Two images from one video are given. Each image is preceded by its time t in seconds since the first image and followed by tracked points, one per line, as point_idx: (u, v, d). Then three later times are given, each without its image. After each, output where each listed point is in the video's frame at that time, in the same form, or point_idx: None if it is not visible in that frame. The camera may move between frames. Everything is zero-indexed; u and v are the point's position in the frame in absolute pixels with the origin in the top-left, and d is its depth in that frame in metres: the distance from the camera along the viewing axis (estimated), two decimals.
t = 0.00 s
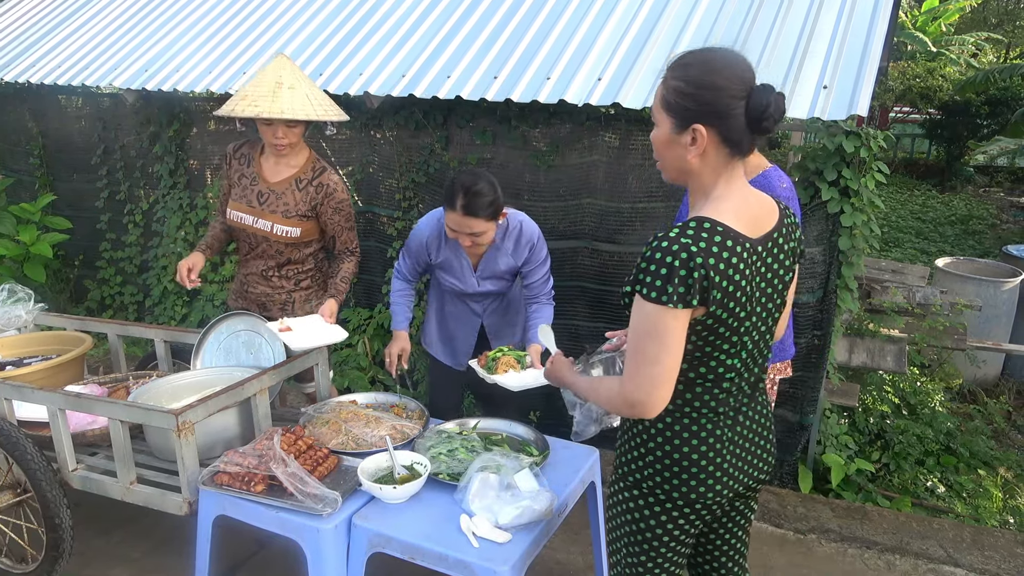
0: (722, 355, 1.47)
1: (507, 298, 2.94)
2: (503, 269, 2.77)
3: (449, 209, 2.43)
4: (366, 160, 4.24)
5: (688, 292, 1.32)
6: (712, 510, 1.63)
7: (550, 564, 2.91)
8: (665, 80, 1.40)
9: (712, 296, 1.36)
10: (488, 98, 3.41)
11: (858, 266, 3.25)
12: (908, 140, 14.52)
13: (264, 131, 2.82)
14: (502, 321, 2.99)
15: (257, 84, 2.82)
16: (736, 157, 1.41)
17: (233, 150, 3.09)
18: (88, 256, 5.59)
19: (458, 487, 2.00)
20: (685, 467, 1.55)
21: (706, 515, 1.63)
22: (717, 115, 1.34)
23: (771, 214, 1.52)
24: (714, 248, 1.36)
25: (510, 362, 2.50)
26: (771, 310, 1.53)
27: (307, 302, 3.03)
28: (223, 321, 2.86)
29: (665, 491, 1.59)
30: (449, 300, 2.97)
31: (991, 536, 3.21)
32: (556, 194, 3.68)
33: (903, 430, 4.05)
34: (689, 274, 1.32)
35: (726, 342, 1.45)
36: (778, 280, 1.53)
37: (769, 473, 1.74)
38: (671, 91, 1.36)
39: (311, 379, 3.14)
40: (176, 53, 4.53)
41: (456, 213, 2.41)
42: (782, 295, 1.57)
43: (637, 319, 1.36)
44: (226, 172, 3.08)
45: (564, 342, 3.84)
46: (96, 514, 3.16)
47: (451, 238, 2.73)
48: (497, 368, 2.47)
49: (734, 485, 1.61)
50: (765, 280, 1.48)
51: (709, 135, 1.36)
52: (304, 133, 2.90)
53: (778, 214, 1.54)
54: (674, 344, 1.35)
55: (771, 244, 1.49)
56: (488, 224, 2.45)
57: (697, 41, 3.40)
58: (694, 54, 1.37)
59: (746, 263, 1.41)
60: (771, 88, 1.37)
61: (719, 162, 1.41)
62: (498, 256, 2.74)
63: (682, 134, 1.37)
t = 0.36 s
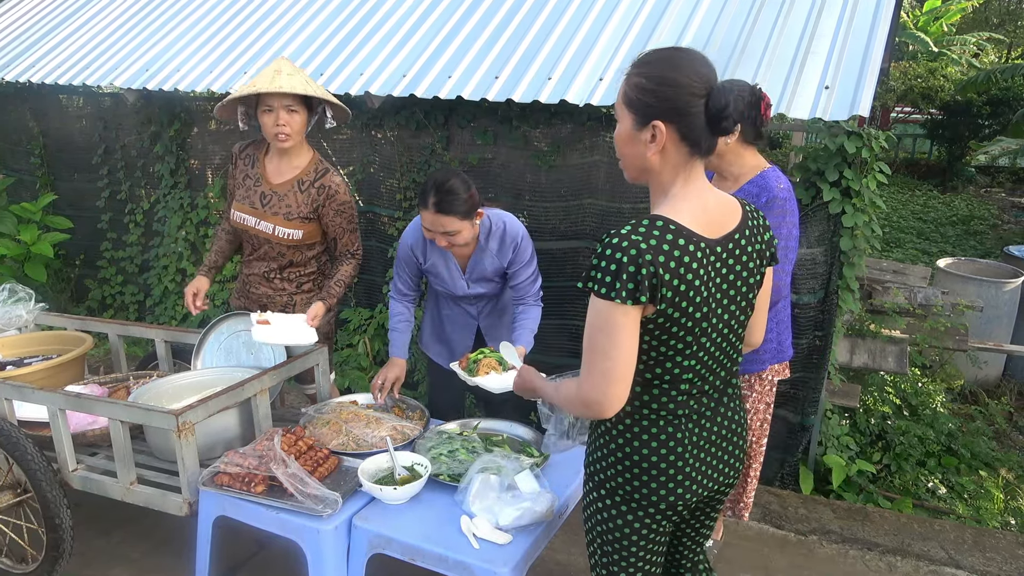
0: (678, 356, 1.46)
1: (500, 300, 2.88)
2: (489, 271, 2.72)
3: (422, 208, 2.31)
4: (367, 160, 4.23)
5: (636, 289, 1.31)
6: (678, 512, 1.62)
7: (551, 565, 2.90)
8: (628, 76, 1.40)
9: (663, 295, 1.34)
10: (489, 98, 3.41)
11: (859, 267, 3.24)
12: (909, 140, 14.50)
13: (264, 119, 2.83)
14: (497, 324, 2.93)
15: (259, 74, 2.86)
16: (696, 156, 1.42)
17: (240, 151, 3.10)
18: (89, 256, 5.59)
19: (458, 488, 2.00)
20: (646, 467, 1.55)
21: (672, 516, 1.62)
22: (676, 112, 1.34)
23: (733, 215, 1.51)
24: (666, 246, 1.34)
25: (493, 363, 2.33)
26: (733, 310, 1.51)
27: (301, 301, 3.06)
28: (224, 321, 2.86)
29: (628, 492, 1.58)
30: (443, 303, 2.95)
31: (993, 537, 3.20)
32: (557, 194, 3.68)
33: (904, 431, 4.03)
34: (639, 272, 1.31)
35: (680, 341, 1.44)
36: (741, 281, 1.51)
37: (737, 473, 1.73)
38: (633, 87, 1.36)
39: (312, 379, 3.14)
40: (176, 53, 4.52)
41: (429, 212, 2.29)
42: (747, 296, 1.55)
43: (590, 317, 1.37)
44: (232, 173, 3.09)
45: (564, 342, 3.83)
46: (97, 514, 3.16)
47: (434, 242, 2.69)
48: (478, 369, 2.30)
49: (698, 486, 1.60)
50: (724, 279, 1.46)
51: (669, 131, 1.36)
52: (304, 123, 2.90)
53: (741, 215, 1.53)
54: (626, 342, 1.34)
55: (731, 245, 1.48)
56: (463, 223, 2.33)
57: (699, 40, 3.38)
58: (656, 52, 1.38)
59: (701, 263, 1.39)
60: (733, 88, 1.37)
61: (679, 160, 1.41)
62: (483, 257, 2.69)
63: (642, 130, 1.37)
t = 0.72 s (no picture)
0: (674, 353, 1.44)
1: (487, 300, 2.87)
2: (481, 273, 2.69)
3: (418, 208, 2.25)
4: (373, 158, 4.22)
5: (627, 284, 1.29)
6: (680, 509, 1.60)
7: (556, 566, 2.89)
8: (621, 72, 1.39)
9: (656, 290, 1.33)
10: (495, 96, 3.39)
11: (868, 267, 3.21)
12: (917, 140, 14.42)
13: (275, 108, 2.80)
14: (484, 323, 2.92)
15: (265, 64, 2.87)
16: (689, 152, 1.40)
17: (234, 148, 3.07)
18: (95, 252, 5.59)
19: (464, 488, 1.99)
20: (647, 465, 1.53)
21: (674, 514, 1.60)
22: (669, 108, 1.32)
23: (727, 210, 1.49)
24: (658, 241, 1.33)
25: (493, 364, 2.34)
26: (730, 305, 1.50)
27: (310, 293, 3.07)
28: (229, 318, 2.85)
29: (629, 490, 1.57)
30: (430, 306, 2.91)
31: (1001, 541, 3.18)
32: (564, 193, 3.66)
33: (912, 432, 4.00)
34: (630, 267, 1.29)
35: (675, 337, 1.42)
36: (738, 277, 1.50)
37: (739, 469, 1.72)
38: (626, 83, 1.35)
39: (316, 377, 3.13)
40: (183, 49, 4.52)
41: (425, 212, 2.24)
42: (743, 291, 1.53)
43: (582, 314, 1.36)
44: (228, 171, 3.06)
45: (569, 341, 3.82)
46: (102, 511, 3.16)
47: (430, 250, 2.53)
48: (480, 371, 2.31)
49: (699, 484, 1.58)
50: (719, 274, 1.45)
51: (662, 127, 1.35)
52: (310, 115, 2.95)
53: (734, 211, 1.52)
54: (618, 337, 1.33)
55: (725, 240, 1.46)
56: (458, 223, 2.29)
57: (707, 38, 3.35)
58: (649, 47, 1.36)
59: (694, 259, 1.38)
60: (725, 84, 1.36)
61: (672, 156, 1.39)
62: (475, 260, 2.64)
63: (636, 126, 1.36)
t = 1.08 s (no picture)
0: (708, 347, 1.44)
1: (488, 303, 2.84)
2: (488, 278, 2.65)
3: (434, 214, 2.22)
4: (386, 155, 4.21)
5: (676, 276, 1.29)
6: (705, 503, 1.60)
7: (569, 566, 2.87)
8: (663, 66, 1.38)
9: (701, 283, 1.33)
10: (510, 94, 3.37)
11: (886, 267, 3.19)
12: (934, 139, 14.25)
13: (281, 102, 2.80)
14: (485, 326, 2.90)
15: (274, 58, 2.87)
16: (728, 148, 1.39)
17: (237, 146, 3.06)
18: (110, 248, 5.63)
19: (478, 488, 1.98)
20: (673, 459, 1.51)
21: (699, 507, 1.59)
22: (711, 102, 1.32)
23: (759, 207, 1.51)
24: (704, 234, 1.33)
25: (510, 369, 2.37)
26: (758, 300, 1.51)
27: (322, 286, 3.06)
28: (245, 315, 2.86)
29: (655, 485, 1.55)
30: (431, 313, 2.85)
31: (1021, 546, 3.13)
32: (577, 191, 3.64)
33: (928, 434, 3.96)
34: (679, 258, 1.29)
35: (710, 331, 1.42)
36: (766, 274, 1.51)
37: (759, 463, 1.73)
38: (669, 76, 1.34)
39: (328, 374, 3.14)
40: (198, 47, 4.54)
41: (442, 219, 2.21)
42: (768, 288, 1.55)
43: (626, 306, 1.34)
44: (232, 168, 3.04)
45: (582, 340, 3.80)
46: (117, 505, 3.19)
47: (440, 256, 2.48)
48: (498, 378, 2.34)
49: (725, 477, 1.58)
50: (752, 270, 1.46)
51: (703, 122, 1.34)
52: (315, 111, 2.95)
53: (765, 210, 1.53)
54: (665, 329, 1.31)
55: (758, 237, 1.47)
56: (475, 231, 2.28)
57: (725, 35, 3.32)
58: (693, 42, 1.35)
59: (733, 255, 1.39)
60: (767, 82, 1.35)
61: (711, 151, 1.39)
62: (483, 266, 2.60)
63: (677, 119, 1.35)
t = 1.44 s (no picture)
0: (724, 343, 1.44)
1: (486, 304, 2.83)
2: (484, 279, 2.64)
3: (429, 216, 2.21)
4: (385, 155, 4.20)
5: (697, 272, 1.29)
6: (718, 499, 1.60)
7: (572, 566, 2.87)
8: (677, 63, 1.38)
9: (720, 280, 1.33)
10: (510, 93, 3.36)
11: (888, 265, 3.16)
12: (933, 135, 14.24)
13: (277, 102, 2.79)
14: (484, 327, 2.89)
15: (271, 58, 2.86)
16: (743, 144, 1.40)
17: (234, 148, 3.04)
18: (110, 249, 5.61)
19: (482, 489, 1.97)
20: (688, 457, 1.51)
21: (712, 504, 1.59)
22: (726, 100, 1.32)
23: (772, 203, 1.51)
24: (722, 231, 1.33)
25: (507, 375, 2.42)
26: (772, 296, 1.51)
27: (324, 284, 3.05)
28: (247, 316, 2.85)
29: (670, 482, 1.54)
30: (429, 314, 2.84)
31: None
32: (577, 190, 3.63)
33: (930, 431, 3.95)
34: (699, 255, 1.29)
35: (726, 328, 1.42)
36: (779, 270, 1.51)
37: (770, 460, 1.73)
38: (683, 73, 1.34)
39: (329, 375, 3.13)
40: (197, 47, 4.52)
41: (438, 220, 2.19)
42: (781, 285, 1.55)
43: (644, 303, 1.33)
44: (229, 171, 3.02)
45: (583, 339, 3.80)
46: (118, 507, 3.18)
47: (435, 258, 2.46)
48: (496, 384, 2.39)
49: (738, 473, 1.58)
50: (767, 265, 1.46)
51: (718, 119, 1.34)
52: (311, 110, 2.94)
53: (778, 206, 1.53)
54: (685, 326, 1.31)
55: (772, 234, 1.47)
56: (471, 230, 2.27)
57: (727, 32, 3.31)
58: (707, 39, 1.36)
59: (749, 251, 1.39)
60: (780, 80, 1.36)
61: (726, 148, 1.39)
62: (479, 267, 2.59)
63: (691, 116, 1.35)
